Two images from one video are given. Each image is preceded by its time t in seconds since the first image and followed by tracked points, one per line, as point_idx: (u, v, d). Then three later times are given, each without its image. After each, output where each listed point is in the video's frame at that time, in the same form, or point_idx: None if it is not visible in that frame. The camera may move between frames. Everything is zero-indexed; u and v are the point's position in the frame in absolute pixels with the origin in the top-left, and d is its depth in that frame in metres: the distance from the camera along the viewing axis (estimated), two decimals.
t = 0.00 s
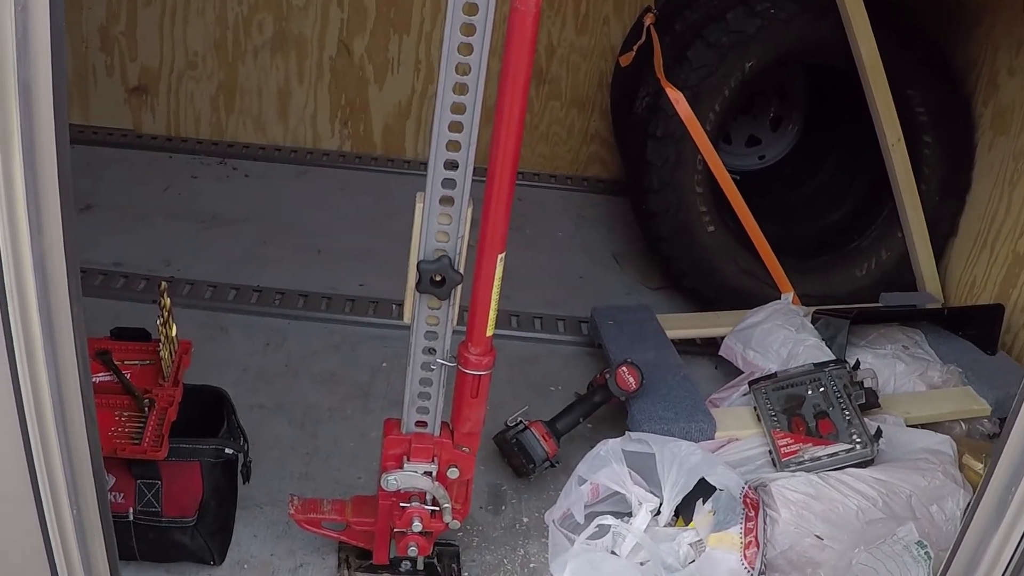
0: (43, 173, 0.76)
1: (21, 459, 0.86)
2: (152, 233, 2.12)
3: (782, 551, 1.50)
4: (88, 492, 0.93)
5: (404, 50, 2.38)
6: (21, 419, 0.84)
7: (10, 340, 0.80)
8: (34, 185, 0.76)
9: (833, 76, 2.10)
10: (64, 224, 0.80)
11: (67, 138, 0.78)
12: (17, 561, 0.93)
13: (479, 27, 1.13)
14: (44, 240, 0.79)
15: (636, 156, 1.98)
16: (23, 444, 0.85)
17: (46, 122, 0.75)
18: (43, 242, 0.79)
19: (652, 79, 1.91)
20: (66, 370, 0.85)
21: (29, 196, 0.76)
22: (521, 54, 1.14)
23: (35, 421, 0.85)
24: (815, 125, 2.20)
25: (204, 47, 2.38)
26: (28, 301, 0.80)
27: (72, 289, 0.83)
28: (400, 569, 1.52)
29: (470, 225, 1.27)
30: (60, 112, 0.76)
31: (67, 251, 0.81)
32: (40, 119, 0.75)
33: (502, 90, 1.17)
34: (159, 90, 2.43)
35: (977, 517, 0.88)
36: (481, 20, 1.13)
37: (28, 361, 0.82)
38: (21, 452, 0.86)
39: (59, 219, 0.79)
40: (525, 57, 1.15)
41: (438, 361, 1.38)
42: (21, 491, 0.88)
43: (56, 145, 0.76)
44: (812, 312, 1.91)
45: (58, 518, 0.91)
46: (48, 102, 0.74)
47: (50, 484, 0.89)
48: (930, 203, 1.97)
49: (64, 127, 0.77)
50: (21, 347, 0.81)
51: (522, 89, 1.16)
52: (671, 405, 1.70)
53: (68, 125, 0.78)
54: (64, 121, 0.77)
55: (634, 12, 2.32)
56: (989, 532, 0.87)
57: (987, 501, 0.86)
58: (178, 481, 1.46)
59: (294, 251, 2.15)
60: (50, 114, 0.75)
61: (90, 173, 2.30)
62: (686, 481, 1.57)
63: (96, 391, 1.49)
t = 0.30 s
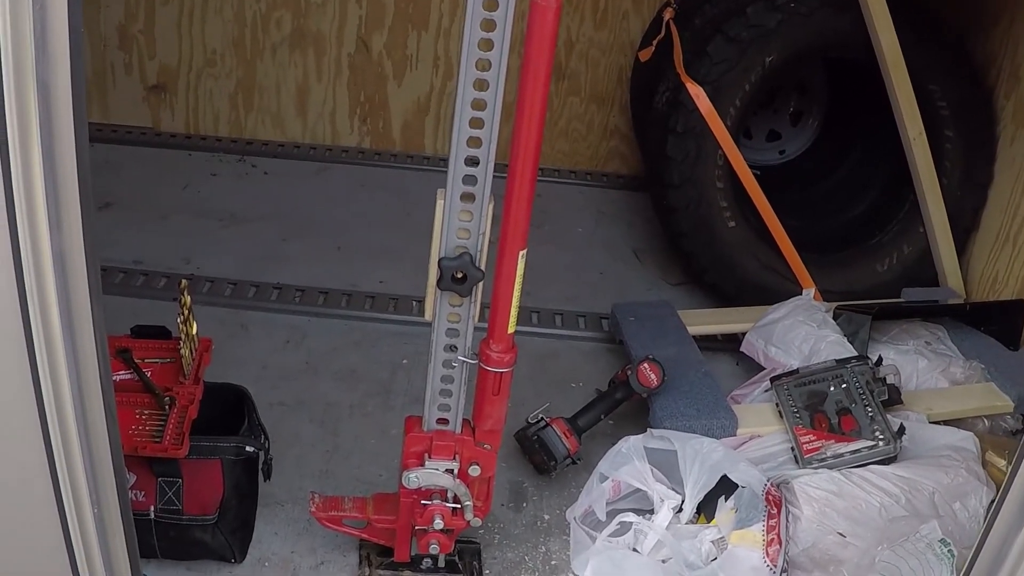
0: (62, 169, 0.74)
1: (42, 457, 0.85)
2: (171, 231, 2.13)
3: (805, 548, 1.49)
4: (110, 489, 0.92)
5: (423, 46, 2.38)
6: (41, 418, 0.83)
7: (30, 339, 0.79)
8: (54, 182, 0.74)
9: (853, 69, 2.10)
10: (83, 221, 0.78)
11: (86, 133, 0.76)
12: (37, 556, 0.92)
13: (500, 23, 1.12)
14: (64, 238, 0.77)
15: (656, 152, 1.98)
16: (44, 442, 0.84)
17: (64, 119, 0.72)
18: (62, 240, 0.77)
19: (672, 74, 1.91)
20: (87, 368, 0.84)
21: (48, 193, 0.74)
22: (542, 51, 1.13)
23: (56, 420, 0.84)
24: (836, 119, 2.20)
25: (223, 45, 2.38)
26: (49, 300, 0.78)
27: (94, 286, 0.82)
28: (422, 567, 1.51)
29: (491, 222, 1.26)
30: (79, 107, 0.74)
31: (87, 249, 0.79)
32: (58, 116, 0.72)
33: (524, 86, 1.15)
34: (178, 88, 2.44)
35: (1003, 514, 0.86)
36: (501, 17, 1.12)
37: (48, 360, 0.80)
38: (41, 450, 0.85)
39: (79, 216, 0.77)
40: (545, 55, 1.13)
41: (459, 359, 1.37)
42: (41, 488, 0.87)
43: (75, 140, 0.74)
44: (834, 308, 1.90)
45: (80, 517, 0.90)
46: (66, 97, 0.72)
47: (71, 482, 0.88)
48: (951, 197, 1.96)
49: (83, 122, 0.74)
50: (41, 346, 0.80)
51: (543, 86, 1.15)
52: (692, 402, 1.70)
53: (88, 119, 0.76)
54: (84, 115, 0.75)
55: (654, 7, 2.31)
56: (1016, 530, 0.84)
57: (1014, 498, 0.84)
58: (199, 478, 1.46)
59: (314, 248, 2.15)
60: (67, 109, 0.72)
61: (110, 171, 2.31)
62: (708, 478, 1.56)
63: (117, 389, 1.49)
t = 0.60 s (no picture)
0: (83, 162, 0.74)
1: (63, 454, 0.84)
2: (189, 228, 2.14)
3: (825, 543, 1.47)
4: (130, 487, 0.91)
5: (441, 42, 2.39)
6: (62, 415, 0.82)
7: (51, 335, 0.78)
8: (74, 174, 0.73)
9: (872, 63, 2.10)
10: (104, 217, 0.77)
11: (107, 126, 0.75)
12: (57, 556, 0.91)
13: (520, 17, 1.10)
14: (85, 233, 0.76)
15: (676, 146, 1.99)
16: (66, 439, 0.84)
17: (84, 111, 0.72)
18: (83, 233, 0.76)
19: (691, 69, 1.92)
20: (107, 363, 0.83)
21: (68, 187, 0.73)
22: (562, 46, 1.11)
23: (76, 417, 0.83)
24: (854, 114, 2.20)
25: (240, 42, 2.40)
26: (70, 294, 0.77)
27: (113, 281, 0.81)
28: (443, 562, 1.51)
29: (512, 216, 1.24)
30: (100, 99, 0.73)
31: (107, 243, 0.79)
32: (77, 108, 0.71)
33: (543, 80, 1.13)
34: (196, 85, 2.46)
35: None
36: (521, 11, 1.10)
37: (69, 356, 0.79)
38: (62, 447, 0.84)
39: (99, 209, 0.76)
40: (566, 51, 1.11)
41: (480, 353, 1.35)
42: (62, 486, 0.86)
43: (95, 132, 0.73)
44: (854, 302, 1.90)
45: (101, 514, 0.89)
46: (86, 89, 0.71)
47: (91, 480, 0.87)
48: (971, 191, 1.95)
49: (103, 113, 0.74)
50: (61, 342, 0.79)
51: (563, 81, 1.13)
52: (713, 396, 1.69)
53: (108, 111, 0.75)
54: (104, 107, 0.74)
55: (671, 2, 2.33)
56: None
57: None
58: (219, 474, 1.46)
59: (333, 243, 2.17)
60: (87, 101, 0.72)
61: (129, 169, 2.33)
62: (729, 472, 1.56)
63: (138, 385, 1.49)
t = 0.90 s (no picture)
0: (91, 154, 0.72)
1: (74, 453, 0.82)
2: (203, 224, 2.17)
3: (841, 536, 1.48)
4: (143, 482, 0.90)
5: (453, 35, 2.42)
6: (74, 411, 0.80)
7: (61, 327, 0.76)
8: (82, 167, 0.72)
9: (886, 54, 2.10)
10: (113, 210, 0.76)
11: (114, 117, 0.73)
12: (70, 559, 0.89)
13: (533, 7, 1.08)
14: (95, 228, 0.75)
15: (691, 138, 2.02)
16: (77, 436, 0.82)
17: (91, 101, 0.70)
18: (92, 226, 0.74)
19: (706, 60, 1.94)
20: (119, 358, 0.81)
21: (77, 178, 0.72)
22: (576, 37, 1.08)
23: (89, 414, 0.81)
24: (869, 108, 2.20)
25: (253, 35, 2.43)
26: (80, 289, 0.76)
27: (123, 275, 0.80)
28: (457, 556, 1.50)
29: (525, 208, 1.21)
30: (106, 88, 0.71)
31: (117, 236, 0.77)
32: (85, 98, 0.70)
33: (556, 72, 1.11)
34: (208, 80, 2.50)
35: None
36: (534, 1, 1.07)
37: (81, 352, 0.78)
38: (75, 445, 0.82)
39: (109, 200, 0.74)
40: (580, 41, 1.08)
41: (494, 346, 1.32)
42: (75, 486, 0.84)
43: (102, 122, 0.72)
44: (870, 295, 1.89)
45: (115, 510, 0.88)
46: (94, 79, 0.70)
47: (105, 477, 0.85)
48: (987, 183, 1.97)
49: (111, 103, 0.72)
50: (72, 338, 0.77)
51: (577, 73, 1.11)
52: (729, 388, 1.69)
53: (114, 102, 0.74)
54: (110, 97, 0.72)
55: None
56: None
57: None
58: (233, 468, 1.44)
59: (349, 236, 2.20)
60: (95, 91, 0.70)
61: (143, 164, 2.37)
62: (744, 465, 1.54)
63: (152, 380, 1.48)
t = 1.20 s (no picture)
0: (104, 145, 0.73)
1: (88, 444, 0.83)
2: (214, 215, 2.20)
3: (850, 524, 1.47)
4: (157, 475, 0.90)
5: (463, 24, 2.45)
6: (87, 403, 0.81)
7: (74, 316, 0.76)
8: (95, 159, 0.72)
9: (896, 43, 2.11)
10: (126, 201, 0.76)
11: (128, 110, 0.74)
12: (82, 551, 0.89)
13: None
14: (107, 220, 0.75)
15: (700, 127, 2.03)
16: (90, 427, 0.82)
17: (105, 93, 0.71)
18: (104, 217, 0.75)
19: (715, 48, 1.95)
20: (131, 350, 0.81)
21: (90, 170, 0.72)
22: (586, 24, 1.06)
23: (102, 405, 0.81)
24: (878, 96, 2.21)
25: (262, 25, 2.47)
26: (93, 280, 0.76)
27: (137, 266, 0.80)
28: (468, 544, 1.51)
29: (535, 197, 1.20)
30: (120, 80, 0.72)
31: (130, 228, 0.77)
32: (98, 88, 0.70)
33: (566, 59, 1.09)
34: (218, 71, 2.54)
35: None
36: None
37: (93, 343, 0.78)
38: (88, 436, 0.82)
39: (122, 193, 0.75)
40: (589, 27, 1.06)
41: (505, 335, 1.31)
42: (89, 478, 0.85)
43: (115, 114, 0.72)
44: (879, 283, 1.90)
45: (127, 499, 0.88)
46: (107, 70, 0.70)
47: (118, 469, 0.85)
48: (997, 172, 1.99)
49: (124, 95, 0.73)
50: (85, 329, 0.77)
51: (587, 62, 1.09)
52: (740, 377, 1.69)
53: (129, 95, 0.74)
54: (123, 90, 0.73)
55: None
56: None
57: None
58: (245, 457, 1.44)
59: (359, 226, 2.22)
60: (108, 83, 0.71)
61: (153, 155, 2.41)
62: (754, 454, 1.53)
63: (163, 370, 1.48)
